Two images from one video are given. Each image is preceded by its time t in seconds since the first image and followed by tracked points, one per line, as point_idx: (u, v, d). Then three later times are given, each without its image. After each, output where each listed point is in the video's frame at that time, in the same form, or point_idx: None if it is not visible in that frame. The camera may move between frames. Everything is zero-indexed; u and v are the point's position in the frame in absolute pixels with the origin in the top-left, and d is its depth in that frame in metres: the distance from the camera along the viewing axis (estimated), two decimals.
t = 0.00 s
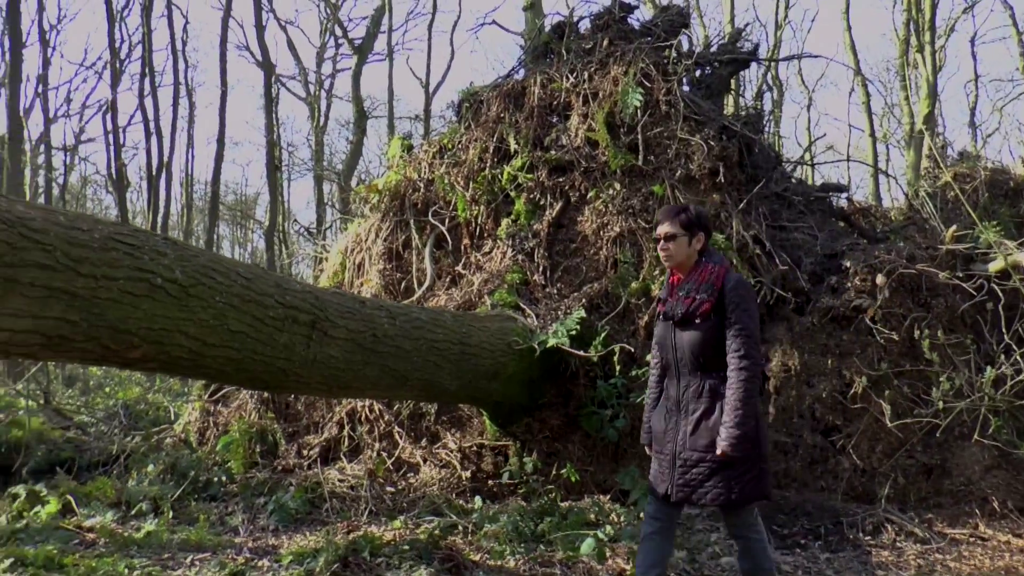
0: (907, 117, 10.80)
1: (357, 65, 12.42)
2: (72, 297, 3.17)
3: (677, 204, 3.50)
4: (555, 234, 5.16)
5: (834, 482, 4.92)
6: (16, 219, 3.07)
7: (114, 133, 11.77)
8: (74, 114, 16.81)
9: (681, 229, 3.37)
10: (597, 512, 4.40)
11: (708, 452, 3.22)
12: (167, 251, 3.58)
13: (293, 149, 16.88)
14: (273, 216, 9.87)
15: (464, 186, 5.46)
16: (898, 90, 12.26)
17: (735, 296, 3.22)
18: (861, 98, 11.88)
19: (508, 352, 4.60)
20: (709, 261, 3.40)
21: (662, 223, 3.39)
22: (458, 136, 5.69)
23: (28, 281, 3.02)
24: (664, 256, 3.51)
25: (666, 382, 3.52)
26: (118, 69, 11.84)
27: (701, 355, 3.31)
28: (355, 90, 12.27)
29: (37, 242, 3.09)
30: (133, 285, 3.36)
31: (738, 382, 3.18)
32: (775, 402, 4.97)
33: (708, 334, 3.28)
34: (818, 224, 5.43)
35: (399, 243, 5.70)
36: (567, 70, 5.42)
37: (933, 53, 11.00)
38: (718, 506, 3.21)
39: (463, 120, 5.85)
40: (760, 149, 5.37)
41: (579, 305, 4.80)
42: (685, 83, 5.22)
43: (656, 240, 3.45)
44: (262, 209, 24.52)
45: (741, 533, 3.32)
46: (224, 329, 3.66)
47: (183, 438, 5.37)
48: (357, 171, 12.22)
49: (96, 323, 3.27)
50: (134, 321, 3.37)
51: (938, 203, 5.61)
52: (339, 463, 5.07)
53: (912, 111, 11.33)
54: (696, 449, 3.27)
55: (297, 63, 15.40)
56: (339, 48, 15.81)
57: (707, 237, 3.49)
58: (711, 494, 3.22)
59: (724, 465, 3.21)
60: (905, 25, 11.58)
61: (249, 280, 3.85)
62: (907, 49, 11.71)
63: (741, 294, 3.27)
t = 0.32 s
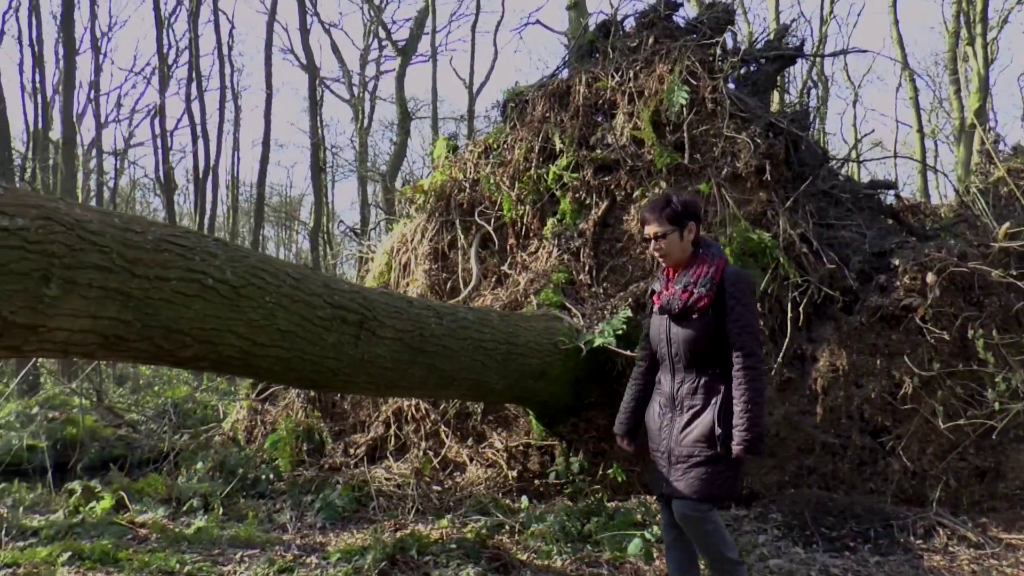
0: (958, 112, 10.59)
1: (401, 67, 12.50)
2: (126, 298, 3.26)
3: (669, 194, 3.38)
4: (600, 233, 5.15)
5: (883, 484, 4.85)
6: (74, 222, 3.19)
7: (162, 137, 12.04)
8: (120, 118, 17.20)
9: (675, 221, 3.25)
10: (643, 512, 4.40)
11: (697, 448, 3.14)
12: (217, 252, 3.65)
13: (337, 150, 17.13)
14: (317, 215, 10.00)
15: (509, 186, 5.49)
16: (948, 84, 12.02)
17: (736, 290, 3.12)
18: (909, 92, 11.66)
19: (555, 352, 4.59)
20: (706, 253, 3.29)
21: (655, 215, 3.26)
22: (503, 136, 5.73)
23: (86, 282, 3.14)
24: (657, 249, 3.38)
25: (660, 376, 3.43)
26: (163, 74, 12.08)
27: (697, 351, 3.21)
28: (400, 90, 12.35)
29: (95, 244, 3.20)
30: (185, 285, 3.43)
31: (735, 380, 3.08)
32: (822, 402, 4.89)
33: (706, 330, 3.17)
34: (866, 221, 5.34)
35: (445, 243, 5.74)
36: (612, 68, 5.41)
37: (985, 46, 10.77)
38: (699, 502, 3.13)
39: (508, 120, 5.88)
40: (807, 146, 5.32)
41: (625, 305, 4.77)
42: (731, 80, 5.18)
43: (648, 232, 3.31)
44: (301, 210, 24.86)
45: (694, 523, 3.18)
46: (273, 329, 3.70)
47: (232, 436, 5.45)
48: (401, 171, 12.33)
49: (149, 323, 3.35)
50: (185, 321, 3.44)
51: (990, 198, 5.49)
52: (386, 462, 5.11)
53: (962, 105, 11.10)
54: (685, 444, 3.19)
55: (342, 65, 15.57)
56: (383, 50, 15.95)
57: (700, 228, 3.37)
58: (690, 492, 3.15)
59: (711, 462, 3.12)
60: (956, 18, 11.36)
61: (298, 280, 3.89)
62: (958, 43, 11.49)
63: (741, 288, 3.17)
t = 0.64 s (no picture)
0: (1004, 106, 10.39)
1: (437, 68, 12.55)
2: (171, 298, 3.32)
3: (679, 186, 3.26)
4: (640, 231, 5.13)
5: (927, 485, 4.77)
6: (121, 224, 3.27)
7: (200, 140, 12.26)
8: (158, 122, 17.52)
9: (686, 217, 3.14)
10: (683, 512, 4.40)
11: (706, 459, 3.08)
12: (261, 252, 3.70)
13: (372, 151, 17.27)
14: (355, 215, 10.09)
15: (548, 185, 5.51)
16: (992, 77, 11.79)
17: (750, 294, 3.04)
18: (952, 86, 11.47)
19: (594, 350, 4.58)
20: (717, 251, 3.19)
21: (666, 209, 3.15)
22: (541, 135, 5.76)
23: (132, 282, 3.21)
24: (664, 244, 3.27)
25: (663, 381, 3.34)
26: (200, 77, 12.31)
27: (706, 356, 3.13)
28: (437, 90, 12.40)
29: (140, 245, 3.27)
30: (228, 285, 3.48)
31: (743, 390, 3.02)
32: (864, 402, 4.84)
33: (718, 334, 3.09)
34: (909, 218, 5.27)
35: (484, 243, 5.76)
36: (651, 66, 5.42)
37: None
38: (710, 518, 3.06)
39: (546, 119, 5.91)
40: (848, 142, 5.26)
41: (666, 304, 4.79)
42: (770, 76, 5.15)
43: (657, 226, 3.20)
44: (334, 211, 25.08)
45: (704, 548, 3.11)
46: (315, 328, 3.72)
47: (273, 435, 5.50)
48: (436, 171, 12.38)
49: (193, 323, 3.39)
50: (228, 321, 3.48)
51: None
52: (426, 461, 5.13)
53: (1008, 99, 10.89)
54: (693, 456, 3.12)
55: (379, 66, 15.69)
56: (419, 51, 16.06)
57: (710, 224, 3.27)
58: (702, 508, 3.09)
59: (722, 475, 3.06)
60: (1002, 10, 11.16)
61: (340, 279, 3.91)
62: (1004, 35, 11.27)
63: (754, 290, 3.10)
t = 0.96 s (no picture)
0: None
1: (471, 67, 12.57)
2: (213, 296, 3.36)
3: (684, 168, 3.04)
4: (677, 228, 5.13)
5: (970, 485, 4.68)
6: (163, 223, 3.33)
7: (237, 141, 12.42)
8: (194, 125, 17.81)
9: (689, 200, 2.92)
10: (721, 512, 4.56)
11: (710, 459, 2.82)
12: (299, 251, 3.73)
13: (407, 150, 17.37)
14: (391, 214, 10.17)
15: (584, 182, 5.53)
16: None
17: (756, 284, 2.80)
18: (996, 78, 11.26)
19: (632, 348, 4.58)
20: (724, 237, 2.96)
21: (668, 192, 2.94)
22: (577, 132, 5.79)
23: (174, 281, 3.26)
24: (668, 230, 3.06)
25: (668, 375, 3.10)
26: (234, 80, 12.50)
27: (708, 349, 2.88)
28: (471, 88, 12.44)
29: (182, 244, 3.32)
30: (268, 284, 3.51)
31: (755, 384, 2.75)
32: (904, 400, 4.76)
33: (720, 326, 2.86)
34: (950, 213, 5.18)
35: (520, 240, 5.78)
36: (687, 61, 5.42)
37: None
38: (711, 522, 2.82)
39: (582, 115, 5.93)
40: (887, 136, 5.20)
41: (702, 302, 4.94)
42: (808, 71, 5.11)
43: (657, 210, 2.99)
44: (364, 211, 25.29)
45: (725, 562, 2.85)
46: (354, 325, 3.74)
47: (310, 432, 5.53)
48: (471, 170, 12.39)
49: (235, 321, 3.42)
50: (269, 319, 3.51)
51: None
52: (462, 458, 5.15)
53: None
54: (696, 455, 2.86)
55: (411, 66, 15.77)
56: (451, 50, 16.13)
57: (717, 208, 3.04)
58: (704, 511, 2.84)
59: (726, 477, 2.80)
60: None
61: (378, 277, 3.93)
62: None
63: (761, 278, 2.85)
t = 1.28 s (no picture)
0: None
1: (511, 64, 12.57)
2: (260, 292, 3.40)
3: (680, 159, 2.99)
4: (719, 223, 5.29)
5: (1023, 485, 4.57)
6: (211, 221, 3.38)
7: (280, 139, 12.73)
8: (234, 125, 18.04)
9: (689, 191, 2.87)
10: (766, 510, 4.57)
11: (717, 462, 2.75)
12: (344, 247, 3.75)
13: (445, 148, 17.42)
14: (433, 211, 10.22)
15: (626, 178, 5.53)
16: None
17: (758, 276, 2.76)
18: None
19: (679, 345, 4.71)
20: (723, 230, 2.91)
21: (667, 182, 2.88)
22: (618, 127, 5.81)
23: (222, 278, 3.30)
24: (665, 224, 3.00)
25: (664, 376, 3.00)
26: (273, 81, 12.69)
27: (710, 346, 2.80)
28: (510, 86, 12.46)
29: (229, 241, 3.37)
30: (315, 280, 3.55)
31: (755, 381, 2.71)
32: (953, 397, 4.66)
33: (722, 320, 2.79)
34: (1001, 206, 5.07)
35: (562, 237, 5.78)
36: (729, 55, 5.42)
37: None
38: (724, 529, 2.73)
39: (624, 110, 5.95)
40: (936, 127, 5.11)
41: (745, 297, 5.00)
42: (852, 62, 5.07)
43: (655, 202, 2.93)
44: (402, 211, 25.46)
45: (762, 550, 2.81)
46: (399, 322, 3.76)
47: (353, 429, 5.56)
48: (511, 167, 12.40)
49: (282, 317, 3.46)
50: (315, 315, 3.53)
51: None
52: (506, 455, 5.17)
53: None
54: (701, 460, 2.78)
55: (450, 65, 15.85)
56: (489, 49, 16.19)
57: (715, 201, 2.99)
58: (714, 519, 2.76)
59: (735, 480, 2.74)
60: None
61: (422, 273, 3.94)
62: None
63: (762, 272, 2.80)
